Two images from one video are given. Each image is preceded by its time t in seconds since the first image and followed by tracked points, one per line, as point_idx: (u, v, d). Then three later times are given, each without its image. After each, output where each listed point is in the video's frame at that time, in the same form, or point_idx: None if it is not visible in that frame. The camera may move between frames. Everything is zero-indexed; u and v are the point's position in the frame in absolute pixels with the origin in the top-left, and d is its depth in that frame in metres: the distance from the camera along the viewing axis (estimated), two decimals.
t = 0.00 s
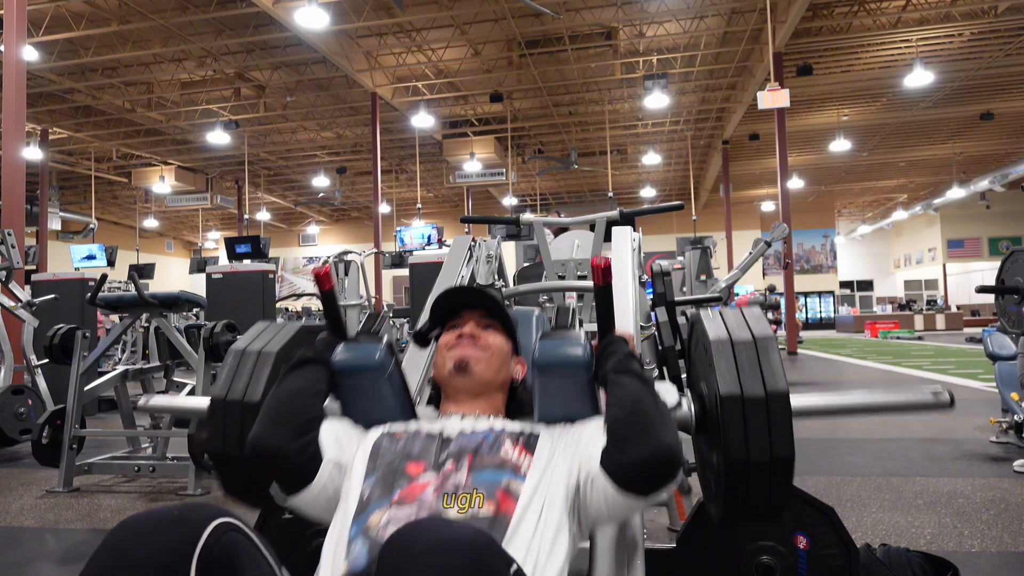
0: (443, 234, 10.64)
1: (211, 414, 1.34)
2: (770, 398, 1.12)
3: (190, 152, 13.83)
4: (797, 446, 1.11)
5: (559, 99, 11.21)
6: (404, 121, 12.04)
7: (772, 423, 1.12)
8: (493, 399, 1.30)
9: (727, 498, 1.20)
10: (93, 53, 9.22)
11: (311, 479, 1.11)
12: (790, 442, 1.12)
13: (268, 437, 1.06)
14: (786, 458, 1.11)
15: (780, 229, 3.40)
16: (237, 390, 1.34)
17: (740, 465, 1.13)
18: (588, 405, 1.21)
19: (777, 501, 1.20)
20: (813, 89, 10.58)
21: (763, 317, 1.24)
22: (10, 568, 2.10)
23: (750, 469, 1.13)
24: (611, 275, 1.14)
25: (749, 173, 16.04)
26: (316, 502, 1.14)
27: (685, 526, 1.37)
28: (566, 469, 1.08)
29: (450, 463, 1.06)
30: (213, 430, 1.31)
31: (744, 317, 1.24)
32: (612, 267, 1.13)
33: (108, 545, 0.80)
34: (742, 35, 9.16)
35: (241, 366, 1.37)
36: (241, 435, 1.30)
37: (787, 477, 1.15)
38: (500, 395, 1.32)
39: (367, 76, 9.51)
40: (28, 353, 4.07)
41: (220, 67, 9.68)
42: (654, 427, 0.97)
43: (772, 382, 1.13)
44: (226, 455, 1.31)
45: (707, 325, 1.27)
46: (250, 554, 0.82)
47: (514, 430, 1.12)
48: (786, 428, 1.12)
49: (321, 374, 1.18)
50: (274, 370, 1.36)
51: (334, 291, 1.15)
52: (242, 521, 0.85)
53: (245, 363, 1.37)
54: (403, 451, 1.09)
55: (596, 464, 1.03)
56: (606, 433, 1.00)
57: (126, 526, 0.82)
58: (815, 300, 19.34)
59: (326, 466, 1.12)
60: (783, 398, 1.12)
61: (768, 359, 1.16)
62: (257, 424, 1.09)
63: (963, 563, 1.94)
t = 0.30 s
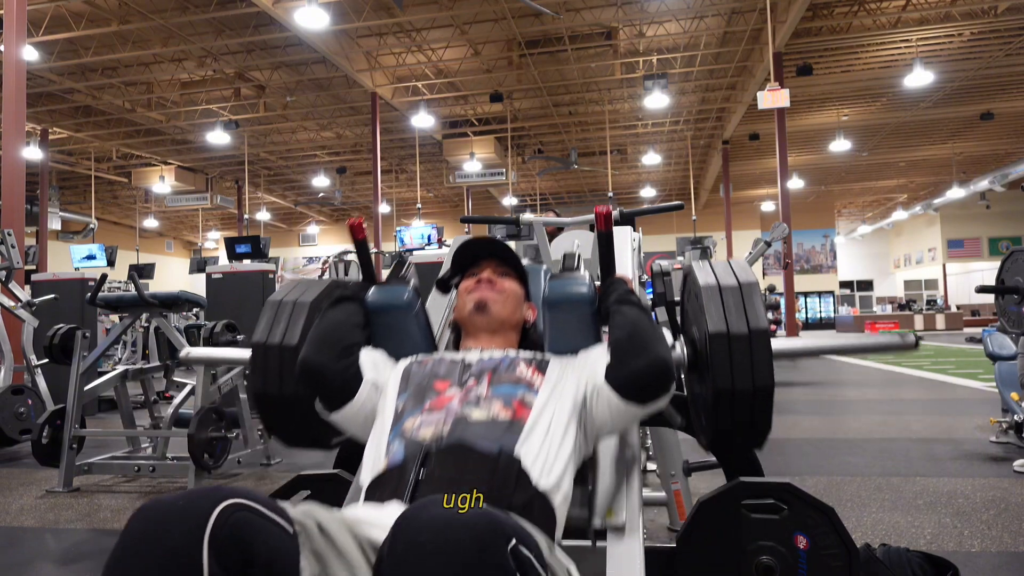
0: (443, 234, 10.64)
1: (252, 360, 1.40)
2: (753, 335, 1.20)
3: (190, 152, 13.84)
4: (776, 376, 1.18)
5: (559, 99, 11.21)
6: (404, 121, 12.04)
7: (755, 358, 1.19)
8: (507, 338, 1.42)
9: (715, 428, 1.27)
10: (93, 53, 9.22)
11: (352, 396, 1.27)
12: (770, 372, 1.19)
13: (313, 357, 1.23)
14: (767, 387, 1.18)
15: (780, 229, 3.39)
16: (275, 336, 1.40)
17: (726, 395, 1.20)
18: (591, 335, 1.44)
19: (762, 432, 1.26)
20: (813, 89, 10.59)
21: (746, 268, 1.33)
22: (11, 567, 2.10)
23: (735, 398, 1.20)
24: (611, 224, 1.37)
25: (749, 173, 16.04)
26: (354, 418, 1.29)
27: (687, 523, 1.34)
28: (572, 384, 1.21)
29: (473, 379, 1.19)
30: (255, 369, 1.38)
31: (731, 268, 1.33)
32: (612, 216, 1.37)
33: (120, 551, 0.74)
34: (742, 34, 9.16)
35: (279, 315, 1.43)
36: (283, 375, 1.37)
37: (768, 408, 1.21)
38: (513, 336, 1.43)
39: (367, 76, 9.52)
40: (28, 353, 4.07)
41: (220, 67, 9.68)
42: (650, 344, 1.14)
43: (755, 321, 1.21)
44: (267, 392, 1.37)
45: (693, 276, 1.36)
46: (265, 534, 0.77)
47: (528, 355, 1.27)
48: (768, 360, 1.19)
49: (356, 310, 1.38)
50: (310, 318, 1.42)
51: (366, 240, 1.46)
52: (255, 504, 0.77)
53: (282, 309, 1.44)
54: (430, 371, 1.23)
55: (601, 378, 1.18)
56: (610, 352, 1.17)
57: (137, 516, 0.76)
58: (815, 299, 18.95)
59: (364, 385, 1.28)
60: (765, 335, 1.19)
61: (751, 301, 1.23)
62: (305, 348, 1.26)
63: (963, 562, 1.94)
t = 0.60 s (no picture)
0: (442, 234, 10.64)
1: (283, 317, 1.44)
2: (740, 290, 1.25)
3: (190, 152, 13.84)
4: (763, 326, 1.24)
5: (559, 99, 11.21)
6: (404, 121, 12.04)
7: (742, 308, 1.24)
8: (517, 296, 1.42)
9: (707, 379, 1.33)
10: (93, 53, 9.22)
11: (378, 342, 1.28)
12: (757, 323, 1.25)
13: (346, 306, 1.27)
14: (754, 336, 1.24)
15: (780, 229, 3.39)
16: (304, 295, 1.43)
17: (716, 343, 1.26)
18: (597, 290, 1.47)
19: (747, 383, 1.32)
20: (813, 89, 10.59)
21: (736, 231, 1.38)
22: (10, 568, 2.10)
23: (724, 348, 1.26)
24: (612, 188, 1.42)
25: (749, 173, 16.04)
26: (380, 363, 1.30)
27: (688, 522, 1.34)
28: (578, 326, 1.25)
29: (489, 323, 1.23)
30: (286, 326, 1.43)
31: (722, 232, 1.37)
32: (612, 180, 1.41)
33: (173, 551, 0.71)
34: (742, 34, 9.15)
35: (306, 278, 1.46)
36: (311, 329, 1.42)
37: (756, 357, 1.27)
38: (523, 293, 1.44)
39: (367, 76, 9.51)
40: (28, 354, 4.07)
41: (220, 67, 9.68)
42: (645, 289, 1.21)
43: (743, 277, 1.26)
44: (296, 345, 1.43)
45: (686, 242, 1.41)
46: (299, 523, 0.76)
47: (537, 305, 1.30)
48: (755, 312, 1.24)
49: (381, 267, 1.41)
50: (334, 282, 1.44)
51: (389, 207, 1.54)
52: (290, 498, 0.77)
53: (308, 275, 1.47)
54: (449, 317, 1.27)
55: (601, 320, 1.22)
56: (610, 297, 1.23)
57: (186, 519, 0.74)
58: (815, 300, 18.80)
59: (391, 332, 1.29)
60: (752, 290, 1.24)
61: (740, 259, 1.28)
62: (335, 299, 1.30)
63: (963, 562, 1.94)
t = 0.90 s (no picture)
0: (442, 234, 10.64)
1: (289, 308, 1.49)
2: (737, 282, 1.26)
3: (190, 152, 13.84)
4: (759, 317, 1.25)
5: (559, 100, 11.22)
6: (403, 121, 12.04)
7: (739, 299, 1.25)
8: (519, 287, 1.42)
9: (703, 368, 1.34)
10: (93, 53, 9.22)
11: (384, 335, 1.28)
12: (754, 314, 1.25)
13: (351, 301, 1.26)
14: (750, 326, 1.25)
15: (780, 229, 3.39)
16: (309, 287, 1.48)
17: (713, 333, 1.27)
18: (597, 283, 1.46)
19: (743, 371, 1.33)
20: (813, 88, 10.60)
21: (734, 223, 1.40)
22: (10, 568, 2.09)
23: (721, 338, 1.27)
24: (612, 178, 1.40)
25: (749, 173, 16.04)
26: (388, 356, 1.30)
27: (689, 521, 1.34)
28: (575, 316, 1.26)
29: (489, 312, 1.23)
30: (292, 318, 1.48)
31: (718, 224, 1.39)
32: (612, 170, 1.39)
33: (194, 550, 0.72)
34: (742, 34, 9.16)
35: (312, 271, 1.51)
36: (316, 323, 1.46)
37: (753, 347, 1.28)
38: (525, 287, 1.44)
39: (367, 76, 9.52)
40: (28, 354, 4.07)
41: (220, 67, 9.68)
42: (637, 280, 1.19)
43: (740, 269, 1.27)
44: (301, 337, 1.47)
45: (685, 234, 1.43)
46: (314, 526, 0.76)
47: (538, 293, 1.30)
48: (751, 303, 1.25)
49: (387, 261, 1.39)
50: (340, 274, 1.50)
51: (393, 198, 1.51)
52: (304, 502, 0.77)
53: (313, 269, 1.51)
54: (450, 306, 1.27)
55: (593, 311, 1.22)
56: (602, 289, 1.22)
57: (206, 522, 0.75)
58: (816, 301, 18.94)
59: (397, 324, 1.29)
60: (748, 282, 1.25)
61: (737, 248, 1.30)
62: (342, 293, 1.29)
63: (963, 562, 1.94)
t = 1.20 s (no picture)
0: (443, 234, 10.65)
1: (264, 343, 1.38)
2: (747, 318, 1.18)
3: (190, 152, 13.83)
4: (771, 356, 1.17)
5: (559, 100, 11.22)
6: (404, 121, 12.04)
7: (749, 339, 1.18)
8: (514, 324, 1.43)
9: (710, 409, 1.26)
10: (93, 53, 9.22)
11: (367, 377, 1.27)
12: (766, 352, 1.18)
13: (333, 341, 1.25)
14: (762, 367, 1.18)
15: (780, 229, 3.39)
16: (285, 320, 1.37)
17: (721, 374, 1.19)
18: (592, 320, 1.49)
19: (757, 411, 1.25)
20: (813, 89, 10.59)
21: (743, 250, 1.30)
22: (10, 568, 2.09)
23: (730, 378, 1.19)
24: (612, 207, 1.30)
25: (749, 173, 16.03)
26: (370, 398, 1.29)
27: (689, 522, 1.34)
28: (567, 363, 1.23)
29: (477, 357, 1.22)
30: (268, 354, 1.37)
31: (729, 252, 1.30)
32: (612, 200, 1.29)
33: (125, 550, 0.70)
34: (742, 34, 9.15)
35: (290, 299, 1.39)
36: (293, 358, 1.35)
37: (762, 390, 1.21)
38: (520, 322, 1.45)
39: (367, 76, 9.52)
40: (28, 353, 4.07)
41: (220, 67, 9.68)
42: (632, 320, 1.15)
43: (750, 304, 1.19)
44: (278, 373, 1.36)
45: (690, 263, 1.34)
46: (263, 534, 0.75)
47: (530, 335, 1.30)
48: (764, 341, 1.17)
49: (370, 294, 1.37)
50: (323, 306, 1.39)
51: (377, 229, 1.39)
52: (256, 505, 0.77)
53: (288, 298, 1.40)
54: (437, 350, 1.26)
55: (587, 357, 1.19)
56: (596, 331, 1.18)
57: (142, 518, 0.73)
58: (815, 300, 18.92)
59: (380, 366, 1.29)
60: (760, 318, 1.17)
61: (747, 283, 1.22)
62: (322, 332, 1.27)
63: (963, 562, 1.95)
